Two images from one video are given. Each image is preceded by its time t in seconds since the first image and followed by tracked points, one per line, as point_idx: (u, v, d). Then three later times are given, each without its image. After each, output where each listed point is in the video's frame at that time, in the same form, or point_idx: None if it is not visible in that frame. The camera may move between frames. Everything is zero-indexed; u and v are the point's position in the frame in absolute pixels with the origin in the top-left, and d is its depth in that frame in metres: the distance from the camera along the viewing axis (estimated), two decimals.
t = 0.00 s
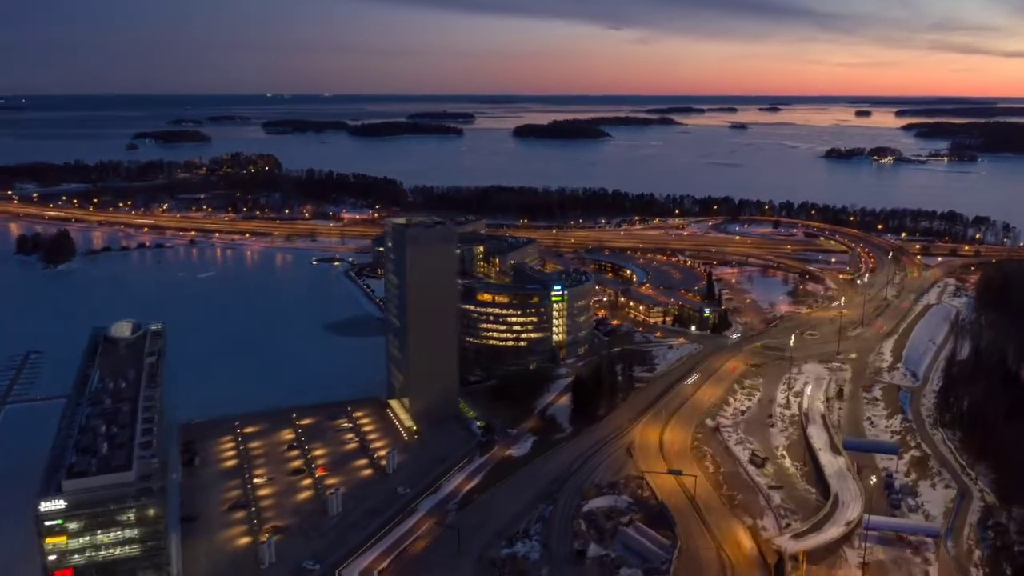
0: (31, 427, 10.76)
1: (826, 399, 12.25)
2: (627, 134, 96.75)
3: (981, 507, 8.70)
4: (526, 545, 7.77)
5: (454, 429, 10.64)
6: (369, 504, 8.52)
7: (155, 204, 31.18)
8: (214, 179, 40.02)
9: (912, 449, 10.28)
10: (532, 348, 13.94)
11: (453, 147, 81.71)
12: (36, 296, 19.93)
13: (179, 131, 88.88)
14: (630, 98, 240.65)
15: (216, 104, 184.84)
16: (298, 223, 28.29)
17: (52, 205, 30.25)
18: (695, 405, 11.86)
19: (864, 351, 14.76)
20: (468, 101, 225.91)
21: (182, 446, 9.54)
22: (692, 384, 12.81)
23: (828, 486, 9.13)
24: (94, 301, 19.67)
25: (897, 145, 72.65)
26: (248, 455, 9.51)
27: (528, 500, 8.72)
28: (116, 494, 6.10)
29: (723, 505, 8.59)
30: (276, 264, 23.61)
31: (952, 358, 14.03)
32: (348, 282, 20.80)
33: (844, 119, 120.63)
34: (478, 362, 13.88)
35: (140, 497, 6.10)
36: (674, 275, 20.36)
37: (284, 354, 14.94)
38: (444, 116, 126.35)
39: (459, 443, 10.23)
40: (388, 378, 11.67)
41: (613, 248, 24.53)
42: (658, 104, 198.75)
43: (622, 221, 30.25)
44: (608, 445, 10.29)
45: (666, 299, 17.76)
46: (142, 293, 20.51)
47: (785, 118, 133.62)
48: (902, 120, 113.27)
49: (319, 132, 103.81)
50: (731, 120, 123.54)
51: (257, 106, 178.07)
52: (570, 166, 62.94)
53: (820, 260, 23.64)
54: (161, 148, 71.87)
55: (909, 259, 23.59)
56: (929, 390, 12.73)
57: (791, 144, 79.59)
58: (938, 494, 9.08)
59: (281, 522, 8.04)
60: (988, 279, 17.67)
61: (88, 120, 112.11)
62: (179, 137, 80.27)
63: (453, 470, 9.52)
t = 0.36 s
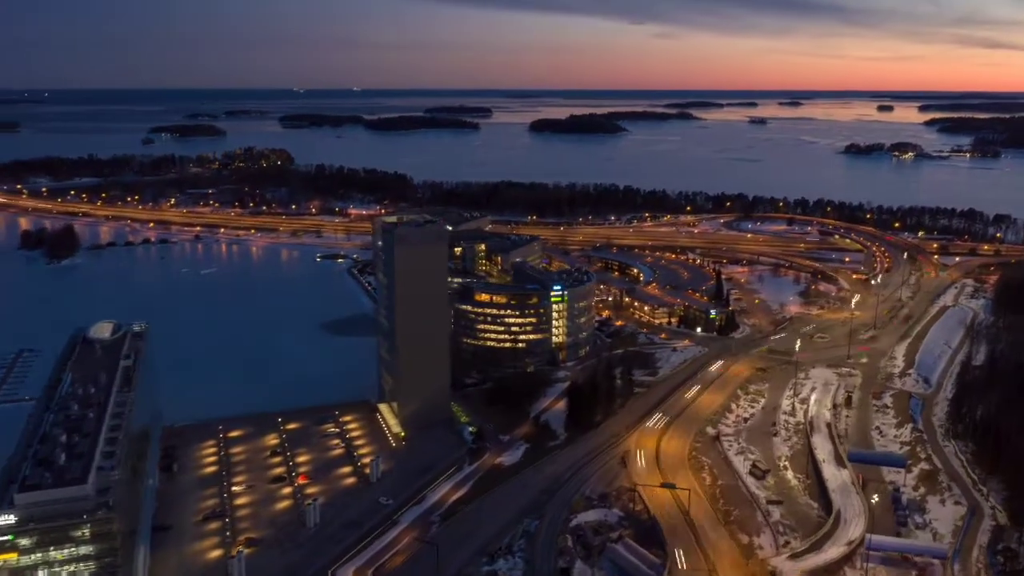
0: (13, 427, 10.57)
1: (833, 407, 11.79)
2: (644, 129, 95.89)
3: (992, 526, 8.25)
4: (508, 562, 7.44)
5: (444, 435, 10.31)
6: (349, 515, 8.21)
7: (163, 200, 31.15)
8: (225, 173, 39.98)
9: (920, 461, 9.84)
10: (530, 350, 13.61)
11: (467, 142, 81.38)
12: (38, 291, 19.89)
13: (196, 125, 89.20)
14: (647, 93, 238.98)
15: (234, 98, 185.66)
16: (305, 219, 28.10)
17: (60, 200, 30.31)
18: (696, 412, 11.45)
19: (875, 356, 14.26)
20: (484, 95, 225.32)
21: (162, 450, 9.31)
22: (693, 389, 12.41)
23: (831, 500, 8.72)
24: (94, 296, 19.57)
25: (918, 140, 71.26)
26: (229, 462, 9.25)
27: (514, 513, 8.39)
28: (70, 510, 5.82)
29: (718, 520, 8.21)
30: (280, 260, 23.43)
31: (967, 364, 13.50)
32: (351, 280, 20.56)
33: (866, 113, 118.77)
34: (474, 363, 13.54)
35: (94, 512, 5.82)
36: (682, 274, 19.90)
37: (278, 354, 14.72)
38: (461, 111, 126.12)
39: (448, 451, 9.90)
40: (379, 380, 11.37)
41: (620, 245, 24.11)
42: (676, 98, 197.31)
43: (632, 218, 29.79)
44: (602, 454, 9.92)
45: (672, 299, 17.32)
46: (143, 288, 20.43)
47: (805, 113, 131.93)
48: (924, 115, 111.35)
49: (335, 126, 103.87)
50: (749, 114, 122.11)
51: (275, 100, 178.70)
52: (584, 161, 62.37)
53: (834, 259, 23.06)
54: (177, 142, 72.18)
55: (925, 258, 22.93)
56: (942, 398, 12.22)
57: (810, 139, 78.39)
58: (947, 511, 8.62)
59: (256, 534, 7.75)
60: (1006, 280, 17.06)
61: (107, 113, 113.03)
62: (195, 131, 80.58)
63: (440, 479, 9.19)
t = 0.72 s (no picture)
0: None
1: (840, 415, 11.33)
2: (662, 123, 94.99)
3: (1002, 548, 7.80)
4: None
5: (432, 442, 10.00)
6: (326, 526, 7.91)
7: (172, 194, 31.13)
8: (237, 168, 39.98)
9: (929, 476, 9.37)
10: (528, 352, 13.27)
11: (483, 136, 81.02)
12: (42, 284, 19.88)
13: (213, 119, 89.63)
14: (667, 87, 237.10)
15: (254, 92, 186.51)
16: (312, 214, 27.93)
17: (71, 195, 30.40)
18: (696, 419, 11.04)
19: (886, 361, 13.75)
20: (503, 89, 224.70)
21: (142, 455, 9.08)
22: (695, 395, 11.98)
23: (832, 517, 8.30)
24: (97, 291, 19.53)
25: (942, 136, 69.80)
26: (209, 468, 9.00)
27: (499, 527, 8.05)
28: (21, 525, 5.58)
29: (711, 537, 7.82)
30: (285, 256, 23.28)
31: (983, 371, 12.95)
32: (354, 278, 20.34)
33: (889, 108, 116.65)
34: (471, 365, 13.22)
35: (45, 528, 5.58)
36: (691, 273, 19.44)
37: (272, 353, 14.47)
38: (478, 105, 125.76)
39: (435, 459, 9.58)
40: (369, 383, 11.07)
41: (630, 243, 23.66)
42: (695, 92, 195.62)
43: (643, 214, 29.31)
44: (595, 464, 9.55)
45: (679, 299, 16.89)
46: (146, 284, 20.35)
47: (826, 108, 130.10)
48: (949, 110, 109.17)
49: (352, 120, 103.99)
50: (769, 109, 120.53)
51: (294, 93, 179.38)
52: (599, 156, 61.86)
53: (848, 259, 22.47)
54: (194, 136, 72.48)
55: (944, 258, 22.25)
56: (955, 406, 11.71)
57: (831, 134, 77.15)
58: (956, 530, 8.18)
59: (228, 546, 7.48)
60: None
61: (128, 107, 114.03)
62: (212, 124, 80.92)
63: (425, 489, 8.87)
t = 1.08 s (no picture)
0: None
1: (848, 424, 10.88)
2: (681, 117, 93.99)
3: (1013, 572, 7.35)
4: None
5: (419, 449, 9.71)
6: (302, 538, 7.63)
7: (183, 188, 31.15)
8: (250, 162, 40.00)
9: (937, 492, 8.92)
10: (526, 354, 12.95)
11: (499, 130, 80.64)
12: (47, 277, 19.89)
13: (231, 112, 90.02)
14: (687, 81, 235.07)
15: (275, 85, 187.43)
16: (320, 209, 27.78)
17: (83, 188, 30.50)
18: (696, 427, 10.64)
19: (899, 366, 13.25)
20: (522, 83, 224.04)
21: (120, 459, 8.87)
22: (696, 401, 11.57)
23: (832, 536, 7.89)
24: (99, 285, 19.48)
25: (967, 131, 68.28)
26: (189, 473, 8.75)
27: (481, 544, 7.72)
28: None
29: (702, 556, 7.45)
30: (290, 251, 23.11)
31: (1001, 380, 12.39)
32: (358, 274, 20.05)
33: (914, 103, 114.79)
34: (467, 366, 12.90)
35: None
36: (700, 271, 18.99)
37: (266, 353, 14.24)
38: (497, 99, 125.46)
39: (422, 467, 9.28)
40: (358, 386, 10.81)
41: (639, 240, 23.23)
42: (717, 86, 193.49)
43: (655, 211, 28.80)
44: (586, 474, 9.19)
45: (686, 299, 16.44)
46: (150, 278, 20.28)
47: (850, 102, 128.00)
48: (975, 105, 107.02)
49: (370, 114, 104.13)
50: (793, 103, 118.56)
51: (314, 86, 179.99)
52: (615, 150, 61.28)
53: (864, 258, 21.87)
54: (212, 129, 72.81)
55: (964, 258, 21.57)
56: (969, 416, 11.21)
57: (853, 129, 75.84)
58: (963, 552, 7.75)
59: (199, 558, 7.22)
60: None
61: (151, 100, 115.21)
62: (230, 118, 81.29)
63: (409, 498, 8.56)
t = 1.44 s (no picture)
0: None
1: (854, 433, 10.47)
2: (700, 112, 92.98)
3: None
4: None
5: (407, 454, 9.46)
6: (278, 549, 7.39)
7: (193, 182, 31.17)
8: (262, 156, 39.99)
9: (944, 508, 8.51)
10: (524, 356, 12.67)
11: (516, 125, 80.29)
12: (51, 272, 19.89)
13: (249, 106, 90.38)
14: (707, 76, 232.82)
15: (294, 79, 188.27)
16: (328, 204, 27.65)
17: (94, 182, 30.63)
18: (695, 435, 10.29)
19: (910, 371, 12.79)
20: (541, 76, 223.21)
21: (100, 464, 8.68)
22: (697, 406, 11.21)
23: (831, 554, 7.53)
24: (102, 281, 19.43)
25: (993, 127, 66.85)
26: (169, 478, 8.54)
27: (462, 558, 7.44)
28: None
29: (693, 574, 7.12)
30: (296, 247, 22.97)
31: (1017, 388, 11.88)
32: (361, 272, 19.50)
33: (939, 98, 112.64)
34: (464, 368, 12.63)
35: None
36: (708, 270, 18.59)
37: (262, 353, 14.06)
38: (515, 93, 124.83)
39: (408, 474, 9.02)
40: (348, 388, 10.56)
41: (648, 238, 22.84)
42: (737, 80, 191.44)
43: (667, 208, 28.35)
44: (577, 484, 8.88)
45: (692, 299, 16.03)
46: (153, 273, 20.22)
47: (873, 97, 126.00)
48: (1002, 100, 104.92)
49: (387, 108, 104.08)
50: (815, 98, 116.91)
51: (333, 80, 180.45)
52: (631, 145, 60.71)
53: (880, 258, 21.32)
54: (229, 123, 73.11)
55: (984, 258, 20.96)
56: (982, 425, 10.75)
57: (875, 124, 74.58)
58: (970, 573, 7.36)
59: (169, 570, 7.00)
60: None
61: (170, 94, 115.91)
62: (248, 111, 81.59)
63: (392, 507, 8.30)
